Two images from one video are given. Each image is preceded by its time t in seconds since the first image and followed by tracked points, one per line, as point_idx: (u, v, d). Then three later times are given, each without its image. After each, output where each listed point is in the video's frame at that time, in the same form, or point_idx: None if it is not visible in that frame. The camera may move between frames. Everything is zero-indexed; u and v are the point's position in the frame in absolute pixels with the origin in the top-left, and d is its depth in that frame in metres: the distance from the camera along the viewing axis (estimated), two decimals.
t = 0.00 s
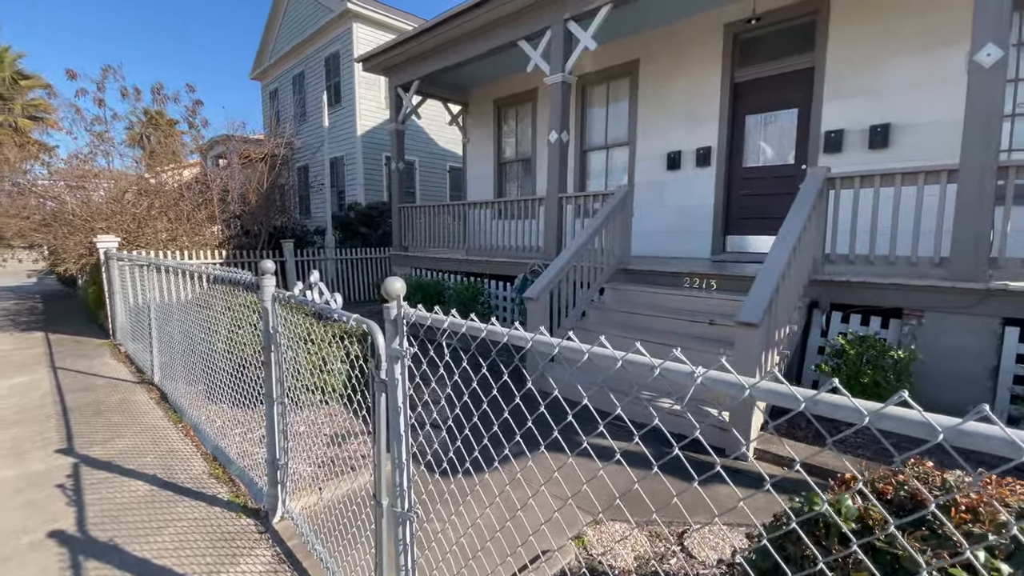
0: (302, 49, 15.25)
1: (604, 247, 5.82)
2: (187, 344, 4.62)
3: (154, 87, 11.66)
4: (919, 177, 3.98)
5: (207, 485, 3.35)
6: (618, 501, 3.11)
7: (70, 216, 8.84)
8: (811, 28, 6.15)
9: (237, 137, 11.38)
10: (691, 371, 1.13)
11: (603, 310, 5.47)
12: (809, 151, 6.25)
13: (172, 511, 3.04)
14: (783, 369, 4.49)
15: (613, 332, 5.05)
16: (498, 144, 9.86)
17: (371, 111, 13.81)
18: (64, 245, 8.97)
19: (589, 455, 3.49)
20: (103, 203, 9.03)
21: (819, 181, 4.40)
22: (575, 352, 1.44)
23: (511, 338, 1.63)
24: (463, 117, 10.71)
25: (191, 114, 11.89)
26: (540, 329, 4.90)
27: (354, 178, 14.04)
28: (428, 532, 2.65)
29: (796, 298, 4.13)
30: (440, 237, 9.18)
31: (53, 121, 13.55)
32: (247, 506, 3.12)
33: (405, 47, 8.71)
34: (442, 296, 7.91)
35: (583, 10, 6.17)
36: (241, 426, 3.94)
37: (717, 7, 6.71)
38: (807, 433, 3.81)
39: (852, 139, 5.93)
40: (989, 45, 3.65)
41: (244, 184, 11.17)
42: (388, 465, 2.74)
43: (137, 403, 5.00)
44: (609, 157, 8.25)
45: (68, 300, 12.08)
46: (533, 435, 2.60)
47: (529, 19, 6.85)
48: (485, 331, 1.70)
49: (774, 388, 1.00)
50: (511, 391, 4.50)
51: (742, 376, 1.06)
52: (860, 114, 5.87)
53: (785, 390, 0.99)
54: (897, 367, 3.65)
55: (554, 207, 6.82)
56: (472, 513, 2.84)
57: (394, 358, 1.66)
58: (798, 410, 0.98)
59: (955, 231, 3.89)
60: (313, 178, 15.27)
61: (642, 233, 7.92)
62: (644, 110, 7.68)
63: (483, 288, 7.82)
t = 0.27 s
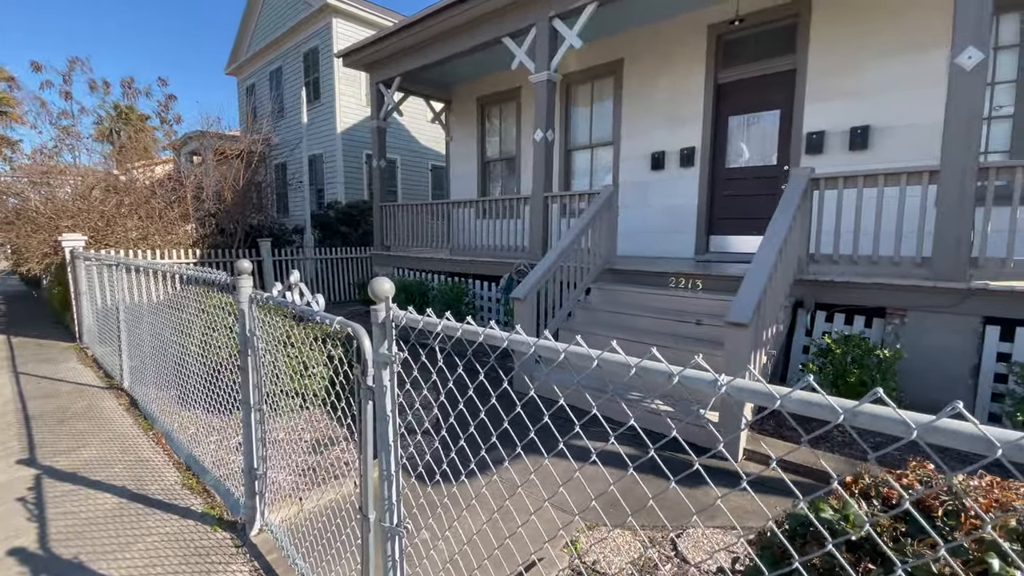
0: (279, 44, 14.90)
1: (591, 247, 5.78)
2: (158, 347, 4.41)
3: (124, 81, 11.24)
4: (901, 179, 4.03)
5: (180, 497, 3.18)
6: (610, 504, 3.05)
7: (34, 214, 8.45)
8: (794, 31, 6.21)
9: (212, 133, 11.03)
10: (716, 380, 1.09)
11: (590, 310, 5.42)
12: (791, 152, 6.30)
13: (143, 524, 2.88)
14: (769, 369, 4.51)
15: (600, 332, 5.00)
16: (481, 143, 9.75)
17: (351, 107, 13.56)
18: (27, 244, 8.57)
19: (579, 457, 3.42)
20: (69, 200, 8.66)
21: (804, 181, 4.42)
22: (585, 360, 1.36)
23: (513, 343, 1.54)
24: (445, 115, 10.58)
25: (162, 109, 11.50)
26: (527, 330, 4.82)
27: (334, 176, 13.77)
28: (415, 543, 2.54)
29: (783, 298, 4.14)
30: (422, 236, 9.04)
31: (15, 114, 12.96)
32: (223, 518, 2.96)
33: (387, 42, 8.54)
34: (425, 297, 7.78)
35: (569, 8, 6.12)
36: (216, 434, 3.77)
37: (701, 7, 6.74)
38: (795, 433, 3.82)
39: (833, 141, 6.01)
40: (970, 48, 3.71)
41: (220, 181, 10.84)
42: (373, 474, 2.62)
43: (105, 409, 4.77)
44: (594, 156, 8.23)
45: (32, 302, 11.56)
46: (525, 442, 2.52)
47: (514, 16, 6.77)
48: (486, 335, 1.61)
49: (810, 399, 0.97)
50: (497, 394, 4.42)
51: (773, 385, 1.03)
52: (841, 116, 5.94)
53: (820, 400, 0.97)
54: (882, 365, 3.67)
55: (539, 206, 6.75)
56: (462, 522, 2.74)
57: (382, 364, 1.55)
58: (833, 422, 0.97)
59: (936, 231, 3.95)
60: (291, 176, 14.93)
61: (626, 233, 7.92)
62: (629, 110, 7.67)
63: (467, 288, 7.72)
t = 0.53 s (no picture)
0: (254, 37, 14.49)
1: (579, 246, 5.70)
2: (129, 352, 4.19)
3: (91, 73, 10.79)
4: (887, 177, 4.06)
5: (153, 511, 3.00)
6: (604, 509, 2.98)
7: None
8: (778, 30, 6.24)
9: (185, 128, 10.66)
10: (762, 394, 0.96)
11: (579, 310, 5.36)
12: (775, 151, 6.34)
13: (112, 542, 2.70)
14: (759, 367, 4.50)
15: (589, 332, 4.94)
16: (465, 140, 9.62)
17: (330, 103, 13.27)
18: None
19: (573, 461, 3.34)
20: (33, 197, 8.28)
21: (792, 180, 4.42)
22: (610, 369, 1.20)
23: (525, 349, 1.39)
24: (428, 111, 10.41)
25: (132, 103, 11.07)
26: (516, 330, 4.73)
27: (313, 173, 13.46)
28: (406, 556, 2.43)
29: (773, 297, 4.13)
30: (405, 235, 8.87)
31: None
32: (200, 534, 2.79)
33: (368, 36, 8.33)
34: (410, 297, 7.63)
35: (555, 3, 6.04)
36: (192, 442, 3.59)
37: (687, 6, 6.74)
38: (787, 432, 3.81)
39: (816, 140, 6.06)
40: (956, 48, 3.75)
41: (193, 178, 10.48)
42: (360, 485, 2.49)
43: (71, 418, 4.51)
44: (579, 154, 8.18)
45: None
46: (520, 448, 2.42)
47: (499, 11, 6.65)
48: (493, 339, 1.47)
49: (876, 416, 0.85)
50: (488, 395, 4.31)
51: (829, 398, 0.90)
52: (825, 116, 6.00)
53: (888, 415, 0.85)
54: (874, 362, 3.69)
55: (526, 204, 6.66)
56: (454, 533, 2.63)
57: (376, 372, 1.43)
58: (902, 439, 0.85)
59: (922, 230, 3.98)
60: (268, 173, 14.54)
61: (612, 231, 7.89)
62: (614, 108, 7.64)
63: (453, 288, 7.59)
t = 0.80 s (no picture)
0: (230, 30, 14.06)
1: (571, 244, 5.61)
2: (102, 360, 3.96)
3: (57, 65, 10.31)
4: (880, 175, 4.08)
5: (132, 531, 2.82)
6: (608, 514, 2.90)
7: None
8: (766, 27, 6.25)
9: (159, 123, 10.26)
10: (783, 409, 0.92)
11: (572, 309, 5.28)
12: (763, 149, 6.36)
13: (89, 565, 2.51)
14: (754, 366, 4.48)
15: (584, 332, 4.87)
16: (451, 136, 9.45)
17: (311, 99, 12.95)
18: None
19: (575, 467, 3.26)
20: None
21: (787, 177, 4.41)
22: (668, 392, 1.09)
23: (556, 366, 1.28)
24: (412, 107, 10.21)
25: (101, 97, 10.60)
26: (510, 331, 4.64)
27: (293, 170, 13.14)
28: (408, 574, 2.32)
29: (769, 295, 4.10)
30: (390, 234, 8.68)
31: None
32: (185, 555, 2.63)
33: (352, 29, 8.10)
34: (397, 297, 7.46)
35: None
36: (173, 454, 3.40)
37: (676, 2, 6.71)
38: (785, 431, 3.79)
39: (804, 138, 6.09)
40: (949, 46, 3.79)
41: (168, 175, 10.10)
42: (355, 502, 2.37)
43: (40, 430, 4.26)
44: (567, 152, 8.10)
45: None
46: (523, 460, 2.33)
47: (487, 4, 6.52)
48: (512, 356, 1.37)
49: (910, 430, 0.82)
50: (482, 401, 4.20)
51: (934, 429, 0.80)
52: (814, 113, 6.02)
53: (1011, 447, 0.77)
54: (870, 360, 3.67)
55: (516, 202, 6.55)
56: (457, 547, 2.53)
57: (385, 387, 1.32)
58: None
59: (915, 227, 4.01)
60: (246, 170, 14.12)
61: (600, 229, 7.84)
62: (603, 105, 7.57)
63: (441, 288, 7.44)
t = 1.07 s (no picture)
0: (208, 22, 13.64)
1: (565, 241, 5.53)
2: (79, 366, 3.77)
3: (26, 58, 9.90)
4: (876, 170, 4.08)
5: (114, 547, 2.67)
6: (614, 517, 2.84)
7: None
8: (758, 22, 6.24)
9: (134, 118, 9.88)
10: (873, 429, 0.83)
11: (567, 307, 5.21)
12: (755, 145, 6.35)
13: None
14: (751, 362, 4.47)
15: (580, 330, 4.80)
16: (438, 132, 9.29)
17: (293, 93, 12.65)
18: None
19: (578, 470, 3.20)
20: None
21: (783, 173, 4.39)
22: (736, 410, 0.96)
23: (600, 376, 1.15)
24: (398, 102, 10.01)
25: (73, 91, 10.21)
26: (506, 330, 4.55)
27: (275, 167, 12.83)
28: None
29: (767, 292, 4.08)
30: (377, 232, 8.51)
31: None
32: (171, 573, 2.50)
33: (336, 21, 7.89)
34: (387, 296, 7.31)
35: None
36: (156, 463, 3.24)
37: None
38: (785, 427, 3.77)
39: (796, 134, 6.09)
40: (945, 41, 3.79)
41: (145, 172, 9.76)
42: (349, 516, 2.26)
43: (13, 440, 4.04)
44: (557, 147, 8.02)
45: None
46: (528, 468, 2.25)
47: None
48: (540, 364, 1.25)
49: None
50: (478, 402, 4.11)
51: None
52: (805, 109, 6.02)
53: None
54: (870, 356, 3.67)
55: (508, 198, 6.44)
56: (458, 558, 2.44)
57: (397, 399, 1.21)
58: None
59: (910, 223, 4.02)
60: (226, 167, 13.74)
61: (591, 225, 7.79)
62: (593, 100, 7.50)
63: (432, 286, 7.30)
